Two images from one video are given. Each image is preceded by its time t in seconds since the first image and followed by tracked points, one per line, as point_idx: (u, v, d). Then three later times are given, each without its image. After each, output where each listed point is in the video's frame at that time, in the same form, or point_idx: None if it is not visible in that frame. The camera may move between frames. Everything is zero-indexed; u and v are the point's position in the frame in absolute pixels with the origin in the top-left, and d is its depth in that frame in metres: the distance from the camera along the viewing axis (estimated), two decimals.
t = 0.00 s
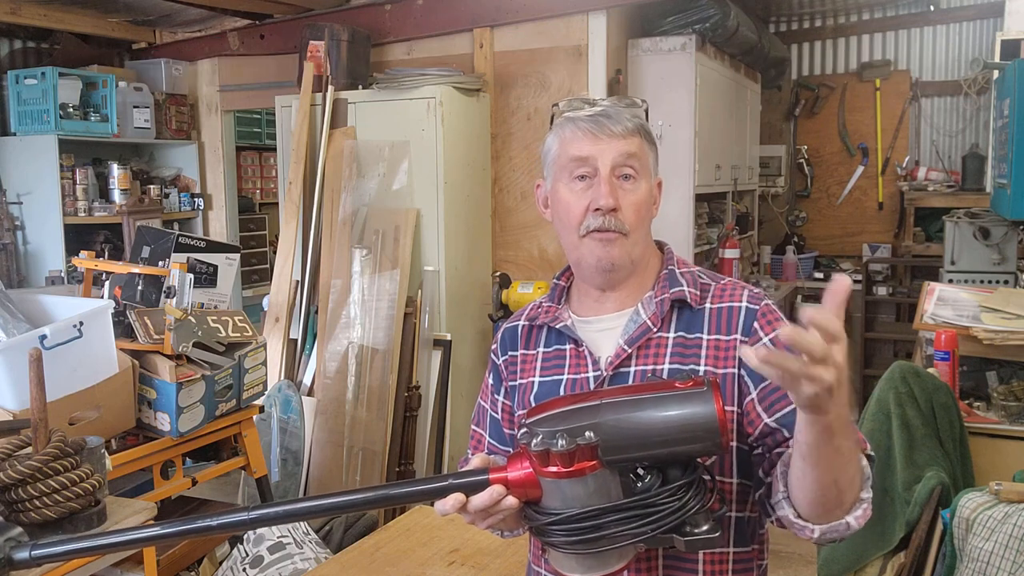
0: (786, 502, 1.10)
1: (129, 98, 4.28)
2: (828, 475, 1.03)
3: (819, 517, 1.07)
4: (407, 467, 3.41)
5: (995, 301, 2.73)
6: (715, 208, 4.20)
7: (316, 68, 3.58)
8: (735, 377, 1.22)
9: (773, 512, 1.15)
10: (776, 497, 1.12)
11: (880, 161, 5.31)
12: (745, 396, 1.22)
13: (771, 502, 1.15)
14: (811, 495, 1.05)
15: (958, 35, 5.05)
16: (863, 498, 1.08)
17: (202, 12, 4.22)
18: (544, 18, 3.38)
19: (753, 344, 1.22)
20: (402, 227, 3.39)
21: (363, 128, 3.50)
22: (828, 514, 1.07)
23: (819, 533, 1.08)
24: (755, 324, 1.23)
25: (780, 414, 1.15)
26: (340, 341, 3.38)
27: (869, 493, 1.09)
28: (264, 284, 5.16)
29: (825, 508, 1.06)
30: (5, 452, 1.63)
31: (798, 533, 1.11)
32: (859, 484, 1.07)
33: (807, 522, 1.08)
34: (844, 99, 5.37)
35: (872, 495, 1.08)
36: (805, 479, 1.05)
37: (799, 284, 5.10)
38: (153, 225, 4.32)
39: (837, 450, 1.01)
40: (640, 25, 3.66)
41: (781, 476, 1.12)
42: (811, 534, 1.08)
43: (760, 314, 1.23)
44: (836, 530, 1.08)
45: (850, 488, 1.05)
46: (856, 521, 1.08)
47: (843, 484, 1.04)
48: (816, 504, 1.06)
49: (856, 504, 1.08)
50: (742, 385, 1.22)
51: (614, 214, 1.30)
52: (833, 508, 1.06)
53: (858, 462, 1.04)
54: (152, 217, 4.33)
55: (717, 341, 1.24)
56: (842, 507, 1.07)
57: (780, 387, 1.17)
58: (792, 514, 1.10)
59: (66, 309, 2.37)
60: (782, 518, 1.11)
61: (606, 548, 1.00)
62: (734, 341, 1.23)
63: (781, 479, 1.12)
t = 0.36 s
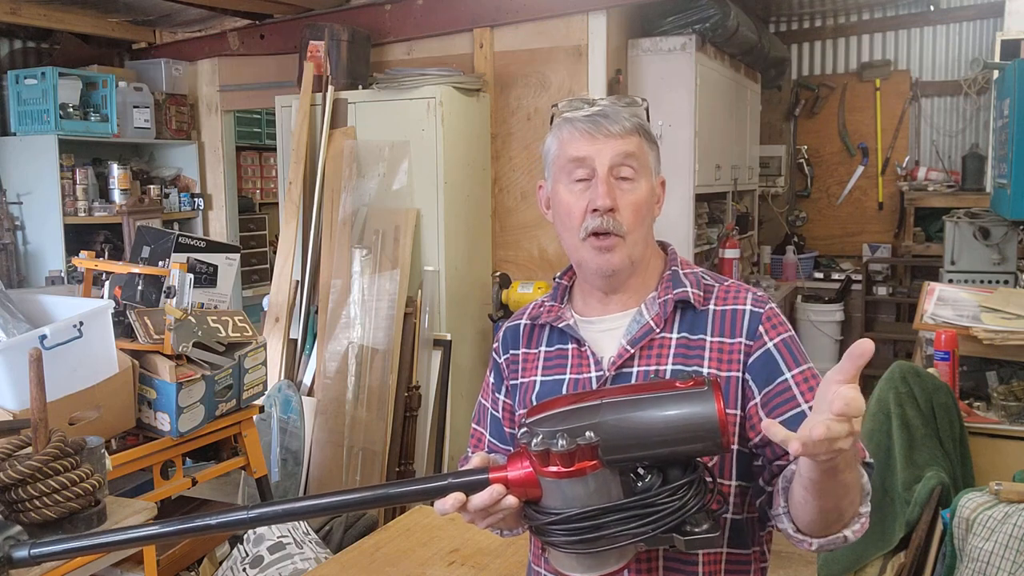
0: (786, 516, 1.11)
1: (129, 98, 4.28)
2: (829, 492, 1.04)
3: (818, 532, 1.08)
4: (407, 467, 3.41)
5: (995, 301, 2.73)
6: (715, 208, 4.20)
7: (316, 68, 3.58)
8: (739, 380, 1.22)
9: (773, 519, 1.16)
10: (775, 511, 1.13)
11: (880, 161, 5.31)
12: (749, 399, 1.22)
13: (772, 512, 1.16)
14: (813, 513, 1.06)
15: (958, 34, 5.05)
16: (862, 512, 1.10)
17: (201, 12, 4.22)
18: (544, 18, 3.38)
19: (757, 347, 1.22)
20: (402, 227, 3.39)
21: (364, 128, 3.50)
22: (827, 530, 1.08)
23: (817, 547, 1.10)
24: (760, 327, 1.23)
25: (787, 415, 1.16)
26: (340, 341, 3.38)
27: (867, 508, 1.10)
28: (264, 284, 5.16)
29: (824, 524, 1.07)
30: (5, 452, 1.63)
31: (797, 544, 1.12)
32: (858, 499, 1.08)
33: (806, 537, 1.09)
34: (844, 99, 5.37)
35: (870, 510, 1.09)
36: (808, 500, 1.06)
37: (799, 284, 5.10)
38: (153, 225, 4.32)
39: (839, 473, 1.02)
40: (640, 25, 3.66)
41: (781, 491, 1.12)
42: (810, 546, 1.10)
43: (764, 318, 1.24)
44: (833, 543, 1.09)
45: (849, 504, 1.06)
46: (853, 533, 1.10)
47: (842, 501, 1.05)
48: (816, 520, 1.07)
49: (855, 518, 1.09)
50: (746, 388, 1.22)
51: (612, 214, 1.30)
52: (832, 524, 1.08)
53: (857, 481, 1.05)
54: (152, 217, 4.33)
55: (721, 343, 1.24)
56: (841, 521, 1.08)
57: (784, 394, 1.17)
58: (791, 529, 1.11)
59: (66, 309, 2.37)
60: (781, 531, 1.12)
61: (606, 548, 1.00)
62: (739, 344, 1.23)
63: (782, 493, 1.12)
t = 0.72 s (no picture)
0: (782, 518, 1.13)
1: (129, 98, 4.28)
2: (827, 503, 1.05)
3: (812, 536, 1.10)
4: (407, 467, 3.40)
5: (995, 301, 2.73)
6: (714, 208, 4.20)
7: (316, 68, 3.58)
8: (746, 378, 1.22)
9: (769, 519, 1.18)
10: (771, 513, 1.15)
11: (880, 161, 5.31)
12: (756, 399, 1.22)
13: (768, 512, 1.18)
14: (811, 518, 1.08)
15: (958, 34, 5.05)
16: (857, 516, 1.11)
17: (202, 12, 4.22)
18: (543, 18, 3.38)
19: (765, 347, 1.22)
20: (402, 227, 3.39)
21: (364, 128, 3.50)
22: (821, 533, 1.10)
23: (810, 547, 1.13)
24: (768, 326, 1.23)
25: (785, 420, 1.17)
26: (340, 341, 3.38)
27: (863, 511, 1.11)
28: (264, 284, 5.16)
29: (820, 528, 1.09)
30: (5, 452, 1.63)
31: (790, 542, 1.15)
32: (855, 505, 1.09)
33: (800, 538, 1.12)
34: (844, 99, 5.38)
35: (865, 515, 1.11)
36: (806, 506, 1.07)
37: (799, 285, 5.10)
38: (153, 225, 4.31)
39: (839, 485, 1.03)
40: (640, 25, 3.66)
41: (778, 493, 1.14)
42: (802, 546, 1.13)
43: (772, 317, 1.24)
44: (826, 544, 1.12)
45: (846, 510, 1.08)
46: (845, 535, 1.11)
47: (839, 507, 1.07)
48: (813, 525, 1.09)
49: (848, 522, 1.11)
50: (753, 387, 1.22)
51: (605, 223, 1.29)
52: (826, 528, 1.09)
53: (855, 489, 1.06)
54: (152, 217, 4.33)
55: (728, 341, 1.24)
56: (836, 525, 1.10)
57: (792, 394, 1.17)
58: (786, 529, 1.13)
59: (66, 309, 2.37)
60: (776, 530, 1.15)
61: (605, 524, 1.00)
62: (746, 342, 1.23)
63: (779, 496, 1.14)
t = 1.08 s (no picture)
0: (814, 475, 1.10)
1: (129, 98, 4.28)
2: (856, 441, 1.05)
3: (847, 487, 1.08)
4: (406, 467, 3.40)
5: (995, 301, 2.73)
6: (715, 208, 4.20)
7: (316, 68, 3.58)
8: (751, 368, 1.23)
9: (798, 492, 1.14)
10: (801, 474, 1.12)
11: (880, 161, 5.31)
12: (761, 387, 1.22)
13: (795, 485, 1.15)
14: (842, 464, 1.06)
15: (958, 35, 5.05)
16: (884, 468, 1.11)
17: (201, 12, 4.22)
18: (543, 18, 3.38)
19: (767, 335, 1.23)
20: (402, 227, 3.39)
21: (363, 128, 3.50)
22: (854, 485, 1.08)
23: (847, 508, 1.09)
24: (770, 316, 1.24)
25: (799, 403, 1.16)
26: (340, 341, 3.39)
27: (888, 463, 1.11)
28: (264, 284, 5.16)
29: (853, 476, 1.07)
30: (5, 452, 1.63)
31: (825, 510, 1.10)
32: (880, 452, 1.09)
33: (837, 495, 1.08)
34: (844, 99, 5.37)
35: (890, 465, 1.11)
36: (834, 449, 1.06)
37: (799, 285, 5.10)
38: (153, 225, 4.31)
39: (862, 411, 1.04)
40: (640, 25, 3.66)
41: (803, 453, 1.13)
42: (839, 506, 1.09)
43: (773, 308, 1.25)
44: (863, 500, 1.08)
45: (875, 457, 1.08)
46: (879, 489, 1.09)
47: (868, 451, 1.07)
48: (846, 472, 1.07)
49: (878, 474, 1.10)
50: (758, 377, 1.23)
51: (614, 218, 1.29)
52: (859, 477, 1.08)
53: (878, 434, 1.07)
54: (152, 217, 4.33)
55: (731, 333, 1.25)
56: (868, 476, 1.08)
57: (802, 372, 1.17)
58: (820, 487, 1.10)
59: (66, 309, 2.37)
60: (808, 494, 1.11)
61: (601, 526, 0.98)
62: (749, 334, 1.24)
63: (805, 454, 1.13)
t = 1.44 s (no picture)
0: (812, 481, 1.10)
1: (129, 98, 4.28)
2: (857, 447, 1.05)
3: (845, 493, 1.08)
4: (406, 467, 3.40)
5: (995, 301, 2.73)
6: (715, 208, 4.21)
7: (316, 68, 3.58)
8: (752, 372, 1.23)
9: (797, 498, 1.15)
10: (799, 480, 1.13)
11: (880, 161, 5.31)
12: (762, 392, 1.22)
13: (794, 491, 1.15)
14: (841, 469, 1.07)
15: (958, 35, 5.05)
16: (883, 474, 1.11)
17: (201, 12, 4.22)
18: (543, 18, 3.38)
19: (769, 339, 1.23)
20: (402, 228, 3.39)
21: (363, 128, 3.50)
22: (852, 491, 1.08)
23: (845, 514, 1.09)
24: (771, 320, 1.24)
25: (801, 409, 1.16)
26: (340, 341, 3.39)
27: (886, 469, 1.11)
28: (264, 284, 5.15)
29: (851, 483, 1.08)
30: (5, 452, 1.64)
31: (823, 516, 1.11)
32: (879, 458, 1.09)
33: (835, 501, 1.09)
34: (844, 99, 5.38)
35: (889, 470, 1.11)
36: (833, 456, 1.06)
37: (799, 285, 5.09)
38: (153, 225, 4.31)
39: (863, 418, 1.04)
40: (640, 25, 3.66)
41: (802, 459, 1.13)
42: (837, 513, 1.09)
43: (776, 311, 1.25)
44: (860, 507, 1.09)
45: (873, 464, 1.08)
46: (878, 495, 1.09)
47: (866, 458, 1.07)
48: (845, 478, 1.07)
49: (877, 480, 1.10)
50: (759, 381, 1.23)
51: (619, 213, 1.29)
52: (858, 483, 1.08)
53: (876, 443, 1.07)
54: (152, 217, 4.33)
55: (732, 337, 1.25)
56: (866, 482, 1.08)
57: (804, 379, 1.17)
58: (818, 494, 1.10)
59: (66, 309, 2.37)
60: (807, 500, 1.12)
61: (601, 533, 0.98)
62: (750, 338, 1.24)
63: (804, 460, 1.13)
